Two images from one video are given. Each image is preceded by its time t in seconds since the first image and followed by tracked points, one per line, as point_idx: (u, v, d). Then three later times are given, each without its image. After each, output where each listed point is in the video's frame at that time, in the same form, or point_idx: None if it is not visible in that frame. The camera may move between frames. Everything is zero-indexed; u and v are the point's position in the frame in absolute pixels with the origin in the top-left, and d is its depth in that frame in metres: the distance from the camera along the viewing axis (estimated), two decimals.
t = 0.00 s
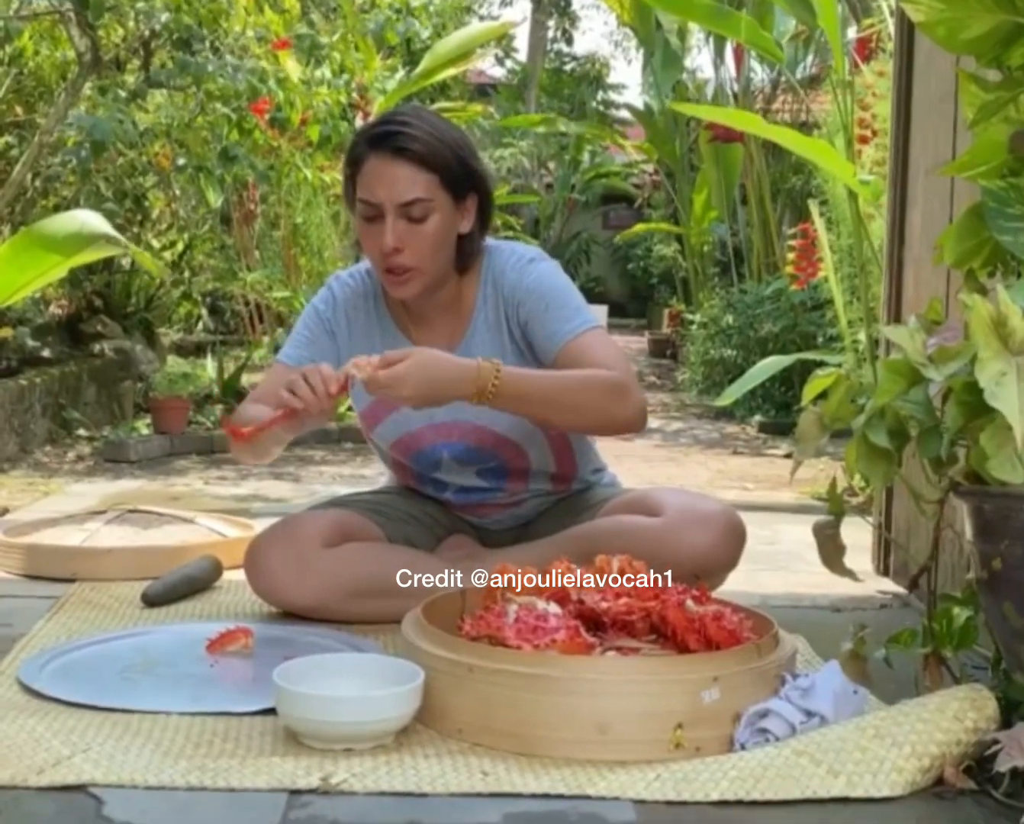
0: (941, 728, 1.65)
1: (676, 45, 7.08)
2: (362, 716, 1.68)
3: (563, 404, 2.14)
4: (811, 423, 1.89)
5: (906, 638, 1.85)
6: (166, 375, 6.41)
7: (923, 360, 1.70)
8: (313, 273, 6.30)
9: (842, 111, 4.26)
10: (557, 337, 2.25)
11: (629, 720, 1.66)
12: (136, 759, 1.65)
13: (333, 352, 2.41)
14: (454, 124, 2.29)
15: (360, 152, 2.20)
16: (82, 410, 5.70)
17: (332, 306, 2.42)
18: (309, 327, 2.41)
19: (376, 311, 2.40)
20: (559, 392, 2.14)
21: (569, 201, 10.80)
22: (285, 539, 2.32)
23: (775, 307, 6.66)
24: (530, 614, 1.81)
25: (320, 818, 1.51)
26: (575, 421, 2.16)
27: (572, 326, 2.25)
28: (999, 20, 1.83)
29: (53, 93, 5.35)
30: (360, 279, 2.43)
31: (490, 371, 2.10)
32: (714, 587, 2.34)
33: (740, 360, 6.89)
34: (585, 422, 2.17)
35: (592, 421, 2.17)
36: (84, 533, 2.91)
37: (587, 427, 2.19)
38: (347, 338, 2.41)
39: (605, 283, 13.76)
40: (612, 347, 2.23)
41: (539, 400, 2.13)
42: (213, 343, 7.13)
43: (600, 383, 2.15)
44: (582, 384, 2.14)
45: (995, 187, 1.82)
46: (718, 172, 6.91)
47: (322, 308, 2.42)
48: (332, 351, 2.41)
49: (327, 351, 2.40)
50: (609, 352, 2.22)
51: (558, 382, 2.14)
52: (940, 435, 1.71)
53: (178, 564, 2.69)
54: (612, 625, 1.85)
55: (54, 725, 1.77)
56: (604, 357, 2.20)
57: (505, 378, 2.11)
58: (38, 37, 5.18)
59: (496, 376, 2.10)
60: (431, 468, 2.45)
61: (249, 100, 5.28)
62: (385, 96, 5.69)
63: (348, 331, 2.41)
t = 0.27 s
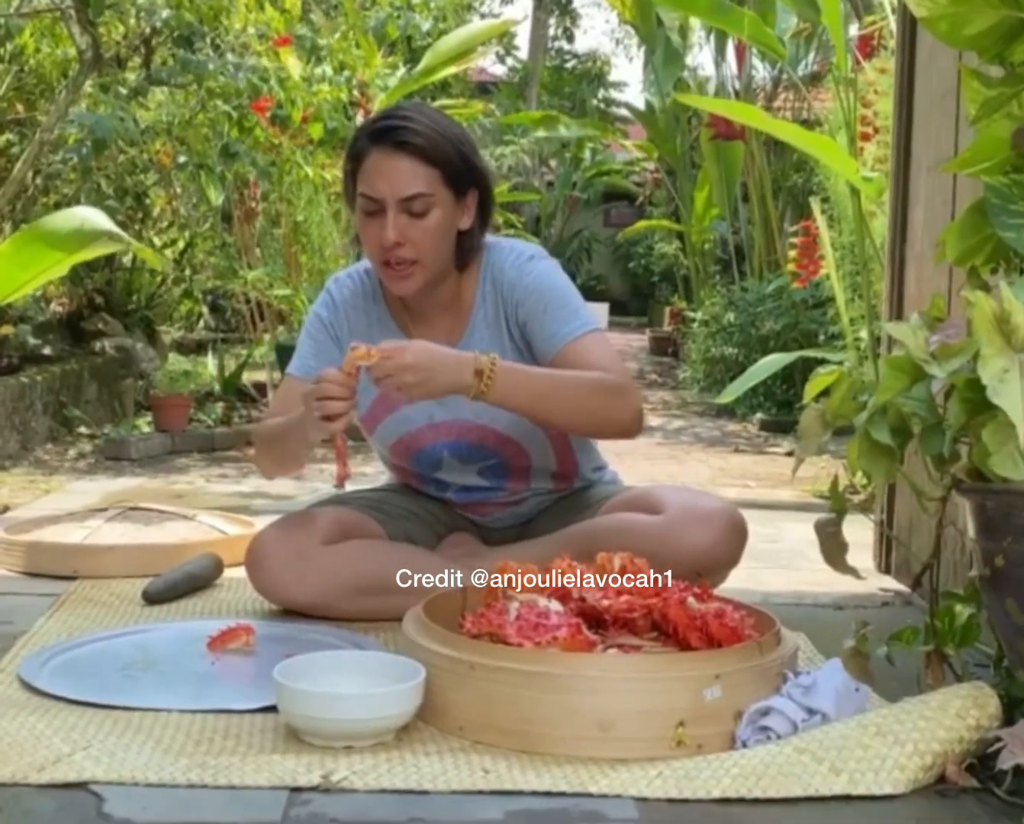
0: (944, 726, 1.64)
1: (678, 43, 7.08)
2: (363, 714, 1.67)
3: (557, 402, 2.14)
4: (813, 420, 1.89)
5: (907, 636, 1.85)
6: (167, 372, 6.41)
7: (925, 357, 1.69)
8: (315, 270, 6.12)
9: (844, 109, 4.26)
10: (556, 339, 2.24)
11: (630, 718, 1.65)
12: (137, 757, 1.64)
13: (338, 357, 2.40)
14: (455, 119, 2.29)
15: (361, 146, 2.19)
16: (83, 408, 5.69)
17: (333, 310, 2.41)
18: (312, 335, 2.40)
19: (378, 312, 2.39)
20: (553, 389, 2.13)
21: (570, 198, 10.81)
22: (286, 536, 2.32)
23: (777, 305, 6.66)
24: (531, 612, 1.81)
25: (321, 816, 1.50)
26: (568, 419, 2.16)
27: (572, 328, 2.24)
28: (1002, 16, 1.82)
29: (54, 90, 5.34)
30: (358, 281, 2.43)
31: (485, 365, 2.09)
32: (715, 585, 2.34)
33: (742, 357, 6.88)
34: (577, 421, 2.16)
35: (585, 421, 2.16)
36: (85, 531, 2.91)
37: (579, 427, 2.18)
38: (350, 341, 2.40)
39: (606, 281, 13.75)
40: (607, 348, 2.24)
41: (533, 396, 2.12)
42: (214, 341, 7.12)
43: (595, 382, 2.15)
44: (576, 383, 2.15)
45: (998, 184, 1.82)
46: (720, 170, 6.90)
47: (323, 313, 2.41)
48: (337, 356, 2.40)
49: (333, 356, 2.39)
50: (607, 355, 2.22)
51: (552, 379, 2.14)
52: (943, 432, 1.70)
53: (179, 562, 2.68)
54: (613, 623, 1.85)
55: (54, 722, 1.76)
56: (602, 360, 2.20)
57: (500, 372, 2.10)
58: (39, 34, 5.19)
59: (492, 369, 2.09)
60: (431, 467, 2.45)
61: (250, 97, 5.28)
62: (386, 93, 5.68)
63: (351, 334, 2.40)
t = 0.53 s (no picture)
0: (946, 723, 1.64)
1: (679, 40, 7.07)
2: (363, 711, 1.67)
3: (572, 385, 2.13)
4: (816, 417, 1.89)
5: (909, 633, 1.84)
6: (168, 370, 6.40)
7: (928, 353, 1.69)
8: (316, 268, 6.09)
9: (846, 107, 4.26)
10: (563, 329, 2.24)
11: (631, 715, 1.65)
12: (137, 754, 1.64)
13: (335, 354, 2.40)
14: (458, 117, 2.28)
15: (364, 144, 2.18)
16: (83, 406, 5.69)
17: (332, 305, 2.40)
18: (311, 328, 2.40)
19: (376, 312, 2.39)
20: (567, 374, 2.13)
21: (572, 196, 10.80)
22: (287, 534, 2.31)
23: (778, 303, 6.65)
24: (532, 608, 1.80)
25: (322, 813, 1.50)
26: (586, 405, 2.15)
27: (578, 317, 2.24)
28: (1005, 12, 1.82)
29: (55, 87, 5.34)
30: (361, 278, 2.42)
31: (497, 354, 2.09)
32: (716, 583, 2.33)
33: (743, 355, 6.87)
34: (596, 405, 2.15)
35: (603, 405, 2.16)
36: (86, 529, 2.90)
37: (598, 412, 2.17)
38: (349, 338, 2.39)
39: (607, 279, 13.74)
40: (617, 332, 2.23)
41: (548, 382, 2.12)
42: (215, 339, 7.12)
43: (609, 364, 2.15)
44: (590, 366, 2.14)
45: (1001, 180, 1.81)
46: (722, 167, 6.89)
47: (323, 308, 2.40)
48: (334, 352, 2.40)
49: (330, 353, 2.39)
50: (617, 338, 2.21)
51: (566, 364, 2.14)
52: (945, 428, 1.70)
53: (180, 559, 2.68)
54: (615, 620, 1.84)
55: (55, 720, 1.76)
56: (613, 343, 2.20)
57: (514, 362, 2.10)
58: (39, 31, 5.18)
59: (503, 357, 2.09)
60: (433, 465, 2.45)
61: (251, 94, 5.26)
62: (387, 91, 5.67)
63: (349, 331, 2.39)
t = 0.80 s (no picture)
0: (948, 722, 1.64)
1: (680, 38, 7.05)
2: (364, 709, 1.67)
3: (579, 362, 2.11)
4: (818, 414, 1.88)
5: (911, 632, 1.84)
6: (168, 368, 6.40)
7: (931, 351, 1.68)
8: (317, 265, 6.16)
9: (847, 104, 4.25)
10: (566, 313, 2.24)
11: (632, 713, 1.65)
12: (138, 752, 1.64)
13: (334, 350, 2.41)
14: (463, 116, 2.28)
15: (369, 143, 2.18)
16: (84, 403, 5.68)
17: (333, 301, 2.41)
18: (310, 323, 2.40)
19: (376, 310, 2.38)
20: (572, 350, 2.12)
21: (573, 193, 10.79)
22: (287, 532, 2.31)
23: (780, 301, 6.65)
24: (533, 606, 1.80)
25: (323, 812, 1.50)
26: (596, 377, 2.12)
27: (579, 298, 2.23)
28: (1008, 10, 1.81)
29: (56, 85, 5.33)
30: (363, 275, 2.42)
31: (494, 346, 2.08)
32: (718, 581, 2.33)
33: (745, 353, 6.87)
34: (608, 375, 2.12)
35: (616, 374, 2.13)
36: (87, 526, 2.90)
37: (610, 389, 2.14)
38: (348, 335, 2.39)
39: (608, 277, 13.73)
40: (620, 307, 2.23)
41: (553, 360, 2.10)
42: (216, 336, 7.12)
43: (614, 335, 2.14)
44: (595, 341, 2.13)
45: (1003, 178, 1.81)
46: (723, 166, 6.88)
47: (323, 304, 2.41)
48: (333, 348, 2.41)
49: (328, 350, 2.40)
50: (619, 312, 2.21)
51: (565, 346, 2.12)
52: (947, 426, 1.69)
53: (181, 557, 2.68)
54: (616, 618, 1.84)
55: (55, 718, 1.76)
56: (616, 317, 2.19)
57: (512, 354, 2.09)
58: (40, 29, 5.17)
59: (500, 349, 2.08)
60: (436, 464, 2.44)
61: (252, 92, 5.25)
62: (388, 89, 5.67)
63: (349, 328, 2.39)
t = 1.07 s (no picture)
0: (949, 721, 1.63)
1: (681, 37, 7.05)
2: (365, 709, 1.67)
3: (576, 352, 2.10)
4: (819, 413, 1.88)
5: (912, 631, 1.83)
6: (168, 367, 6.40)
7: (932, 350, 1.68)
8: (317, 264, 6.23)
9: (848, 103, 4.25)
10: (562, 307, 2.23)
11: (633, 712, 1.65)
12: (139, 752, 1.64)
13: (330, 348, 2.40)
14: (462, 115, 2.27)
15: (366, 140, 2.18)
16: (84, 402, 5.68)
17: (328, 299, 2.40)
18: (305, 321, 2.39)
19: (373, 308, 2.38)
20: (568, 341, 2.11)
21: (573, 192, 10.78)
22: (287, 532, 2.31)
23: (780, 300, 6.65)
24: (534, 605, 1.80)
25: (323, 811, 1.50)
26: (593, 369, 2.11)
27: (575, 293, 2.23)
28: (1009, 8, 1.81)
29: (56, 84, 5.33)
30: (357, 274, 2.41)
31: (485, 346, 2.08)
32: (718, 580, 2.33)
33: (745, 352, 6.86)
34: (606, 365, 2.11)
35: (613, 363, 2.12)
36: (86, 525, 2.90)
37: (609, 378, 2.13)
38: (345, 332, 2.38)
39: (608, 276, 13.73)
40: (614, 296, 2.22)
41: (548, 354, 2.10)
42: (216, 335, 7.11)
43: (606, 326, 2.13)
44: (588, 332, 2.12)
45: (1005, 176, 1.81)
46: (724, 165, 6.86)
47: (319, 301, 2.40)
48: (328, 346, 2.40)
49: (323, 347, 2.39)
50: (614, 301, 2.20)
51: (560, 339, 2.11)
52: (948, 425, 1.70)
53: (181, 556, 2.67)
54: (617, 617, 1.84)
55: (55, 717, 1.76)
56: (609, 305, 2.19)
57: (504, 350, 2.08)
58: (40, 28, 5.16)
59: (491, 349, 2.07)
60: (433, 463, 2.44)
61: (252, 91, 5.25)
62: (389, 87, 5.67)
63: (345, 326, 2.38)
